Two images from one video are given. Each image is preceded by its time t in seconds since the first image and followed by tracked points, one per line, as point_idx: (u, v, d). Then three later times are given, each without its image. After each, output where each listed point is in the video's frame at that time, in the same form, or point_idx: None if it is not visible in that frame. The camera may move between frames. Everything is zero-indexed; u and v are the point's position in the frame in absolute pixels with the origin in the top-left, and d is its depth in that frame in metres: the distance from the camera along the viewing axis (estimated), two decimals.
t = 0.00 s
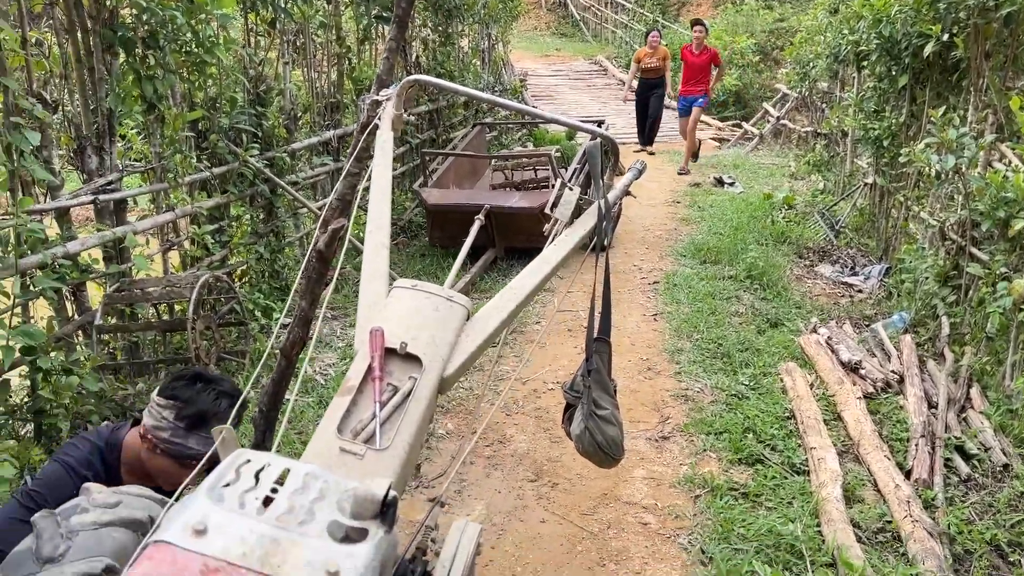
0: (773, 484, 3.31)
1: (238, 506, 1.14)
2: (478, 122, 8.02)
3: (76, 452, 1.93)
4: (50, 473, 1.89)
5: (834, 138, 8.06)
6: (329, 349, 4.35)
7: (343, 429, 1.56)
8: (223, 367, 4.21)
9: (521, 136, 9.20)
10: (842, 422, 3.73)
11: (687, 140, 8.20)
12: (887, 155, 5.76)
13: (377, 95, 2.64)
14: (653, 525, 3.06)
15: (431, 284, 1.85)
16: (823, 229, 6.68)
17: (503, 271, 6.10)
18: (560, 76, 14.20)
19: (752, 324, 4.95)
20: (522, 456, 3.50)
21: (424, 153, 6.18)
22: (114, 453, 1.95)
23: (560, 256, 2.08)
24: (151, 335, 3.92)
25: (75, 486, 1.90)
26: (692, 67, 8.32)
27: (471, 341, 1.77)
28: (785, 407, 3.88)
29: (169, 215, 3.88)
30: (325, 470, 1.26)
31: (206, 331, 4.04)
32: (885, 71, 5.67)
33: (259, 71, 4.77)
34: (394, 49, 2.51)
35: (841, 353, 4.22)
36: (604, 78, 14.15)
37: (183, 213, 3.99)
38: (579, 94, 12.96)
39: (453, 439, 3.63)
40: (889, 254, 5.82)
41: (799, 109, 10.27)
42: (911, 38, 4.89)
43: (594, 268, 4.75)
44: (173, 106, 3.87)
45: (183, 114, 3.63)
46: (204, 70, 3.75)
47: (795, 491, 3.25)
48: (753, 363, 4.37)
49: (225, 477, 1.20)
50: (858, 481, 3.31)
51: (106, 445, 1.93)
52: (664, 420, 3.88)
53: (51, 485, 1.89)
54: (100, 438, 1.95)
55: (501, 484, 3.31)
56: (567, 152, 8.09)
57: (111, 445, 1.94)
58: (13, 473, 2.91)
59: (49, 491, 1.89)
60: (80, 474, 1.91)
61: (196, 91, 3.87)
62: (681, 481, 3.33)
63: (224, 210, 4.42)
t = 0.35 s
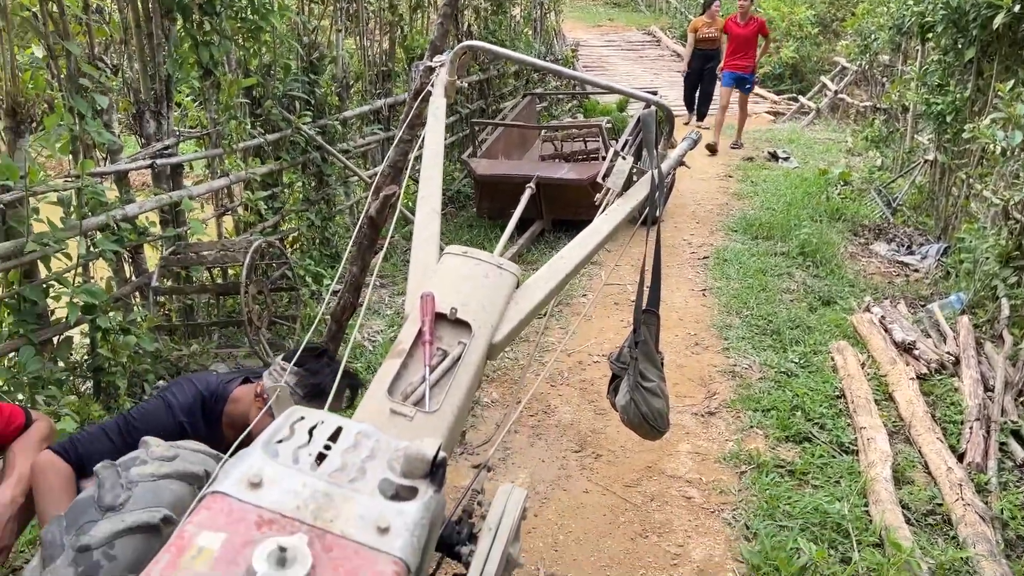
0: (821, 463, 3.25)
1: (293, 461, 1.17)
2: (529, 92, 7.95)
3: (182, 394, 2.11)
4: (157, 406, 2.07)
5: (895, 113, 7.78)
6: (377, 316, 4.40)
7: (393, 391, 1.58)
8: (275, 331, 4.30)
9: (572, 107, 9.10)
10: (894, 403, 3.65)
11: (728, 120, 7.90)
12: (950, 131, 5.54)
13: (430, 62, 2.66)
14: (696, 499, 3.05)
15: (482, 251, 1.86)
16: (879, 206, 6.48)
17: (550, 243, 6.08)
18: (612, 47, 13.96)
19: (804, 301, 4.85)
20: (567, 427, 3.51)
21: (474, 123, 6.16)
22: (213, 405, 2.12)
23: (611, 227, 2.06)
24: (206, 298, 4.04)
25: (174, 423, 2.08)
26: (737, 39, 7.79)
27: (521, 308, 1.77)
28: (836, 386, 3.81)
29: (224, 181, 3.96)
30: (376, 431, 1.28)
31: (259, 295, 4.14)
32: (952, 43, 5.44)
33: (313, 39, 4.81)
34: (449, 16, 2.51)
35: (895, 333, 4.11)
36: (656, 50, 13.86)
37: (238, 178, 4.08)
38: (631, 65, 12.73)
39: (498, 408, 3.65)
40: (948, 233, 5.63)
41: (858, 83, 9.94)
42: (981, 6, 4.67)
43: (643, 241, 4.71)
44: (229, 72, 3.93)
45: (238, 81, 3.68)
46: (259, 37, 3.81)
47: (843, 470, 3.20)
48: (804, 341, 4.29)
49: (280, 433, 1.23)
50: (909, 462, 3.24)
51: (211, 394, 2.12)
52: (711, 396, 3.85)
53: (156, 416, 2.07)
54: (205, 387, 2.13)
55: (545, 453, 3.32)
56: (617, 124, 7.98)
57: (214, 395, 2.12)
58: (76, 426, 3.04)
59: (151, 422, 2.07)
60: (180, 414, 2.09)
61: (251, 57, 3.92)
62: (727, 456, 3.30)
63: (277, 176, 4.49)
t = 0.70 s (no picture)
0: (867, 444, 3.20)
1: (347, 419, 1.20)
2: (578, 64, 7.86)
3: (266, 336, 2.25)
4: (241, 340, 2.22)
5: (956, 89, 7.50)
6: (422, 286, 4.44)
7: (442, 356, 1.60)
8: (323, 298, 4.37)
9: (621, 80, 8.97)
10: (945, 386, 3.57)
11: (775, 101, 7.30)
12: (1014, 109, 5.33)
13: (483, 30, 2.64)
14: (738, 476, 3.03)
15: (531, 221, 1.86)
16: (936, 186, 6.28)
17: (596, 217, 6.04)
18: (663, 19, 13.69)
19: (855, 281, 4.75)
20: (609, 401, 3.51)
21: (522, 94, 6.12)
22: (288, 355, 2.23)
23: (663, 199, 2.05)
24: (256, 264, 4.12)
25: (250, 360, 2.21)
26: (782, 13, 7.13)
27: (569, 279, 1.77)
28: (885, 367, 3.73)
29: (275, 148, 4.06)
30: (426, 393, 1.31)
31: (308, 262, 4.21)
32: (1020, 16, 5.21)
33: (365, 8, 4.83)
34: None
35: (948, 316, 4.02)
36: (709, 22, 13.55)
37: (288, 146, 4.15)
38: (683, 37, 12.46)
39: (541, 379, 3.68)
40: (1009, 215, 5.44)
41: (919, 59, 9.59)
42: None
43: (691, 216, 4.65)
44: (282, 40, 3.98)
45: (291, 49, 3.80)
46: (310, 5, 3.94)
47: (889, 452, 3.14)
48: (853, 322, 4.20)
49: (334, 392, 1.26)
50: (958, 446, 3.18)
51: (290, 342, 2.23)
52: (756, 374, 3.81)
53: (237, 349, 2.22)
54: (288, 335, 2.25)
55: (587, 426, 3.34)
56: (667, 97, 7.84)
57: (293, 344, 2.22)
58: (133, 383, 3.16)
59: (231, 354, 2.22)
60: (259, 353, 2.23)
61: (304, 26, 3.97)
62: (771, 435, 3.27)
63: (328, 145, 4.55)
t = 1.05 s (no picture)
0: (911, 429, 3.14)
1: (395, 380, 1.23)
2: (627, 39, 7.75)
3: (328, 288, 2.35)
4: (302, 290, 2.34)
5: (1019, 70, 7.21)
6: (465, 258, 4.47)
7: (487, 325, 1.62)
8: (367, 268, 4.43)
9: (670, 57, 8.82)
10: (994, 373, 3.51)
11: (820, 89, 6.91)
12: None
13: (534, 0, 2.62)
14: (779, 456, 3.01)
15: (578, 193, 1.86)
16: (993, 170, 6.08)
17: (641, 194, 5.98)
18: None
19: (904, 265, 4.64)
20: (650, 378, 3.51)
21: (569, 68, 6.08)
22: (346, 306, 2.32)
23: (712, 174, 2.03)
24: (302, 232, 4.19)
25: (310, 308, 2.33)
26: None
27: (615, 251, 1.77)
28: (933, 353, 3.65)
29: (324, 119, 4.13)
30: (471, 358, 1.34)
31: (353, 232, 4.26)
32: None
33: None
34: None
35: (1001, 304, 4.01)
36: None
37: (336, 117, 4.21)
38: (734, 14, 12.18)
39: (582, 354, 3.69)
40: None
41: (980, 38, 9.24)
42: None
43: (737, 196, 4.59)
44: (332, 11, 4.02)
45: (341, 20, 3.83)
46: None
47: (934, 438, 3.08)
48: (901, 306, 4.11)
49: (382, 353, 1.29)
50: (1006, 435, 3.11)
51: (350, 295, 2.32)
52: (799, 355, 3.76)
53: (298, 297, 2.34)
54: (349, 288, 2.34)
55: (626, 402, 3.34)
56: (717, 75, 7.69)
57: (353, 297, 2.31)
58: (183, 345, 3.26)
59: (294, 302, 2.35)
60: (319, 302, 2.34)
61: None
62: (813, 416, 3.24)
63: (374, 117, 4.60)
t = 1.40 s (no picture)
0: (958, 420, 3.07)
1: (441, 348, 1.24)
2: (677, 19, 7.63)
3: (350, 251, 2.60)
4: (326, 252, 2.57)
5: None
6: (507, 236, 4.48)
7: (531, 298, 1.62)
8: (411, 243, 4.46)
9: (720, 38, 8.65)
10: None
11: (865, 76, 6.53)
12: None
13: None
14: (820, 443, 2.98)
15: (627, 169, 1.85)
16: None
17: (686, 176, 5.90)
18: None
19: (956, 254, 4.51)
20: (691, 360, 3.48)
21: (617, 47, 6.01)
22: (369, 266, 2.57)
23: (762, 154, 2.00)
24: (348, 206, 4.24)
25: (334, 270, 2.57)
26: None
27: (662, 229, 1.76)
28: (982, 344, 3.55)
29: (371, 92, 4.18)
30: (516, 329, 1.35)
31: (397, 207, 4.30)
32: None
33: None
34: None
35: None
36: None
37: (383, 92, 4.25)
38: None
39: (622, 335, 3.67)
40: None
41: None
42: None
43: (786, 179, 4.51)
44: None
45: None
46: None
47: (981, 430, 3.01)
48: (952, 296, 4.00)
49: (429, 321, 1.30)
50: None
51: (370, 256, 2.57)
52: (844, 343, 3.70)
53: (323, 259, 2.57)
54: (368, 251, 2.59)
55: (666, 384, 3.32)
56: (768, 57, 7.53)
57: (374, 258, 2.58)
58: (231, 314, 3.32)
59: (321, 264, 2.59)
60: (343, 264, 2.58)
61: None
62: (856, 405, 3.19)
63: (421, 92, 4.64)
